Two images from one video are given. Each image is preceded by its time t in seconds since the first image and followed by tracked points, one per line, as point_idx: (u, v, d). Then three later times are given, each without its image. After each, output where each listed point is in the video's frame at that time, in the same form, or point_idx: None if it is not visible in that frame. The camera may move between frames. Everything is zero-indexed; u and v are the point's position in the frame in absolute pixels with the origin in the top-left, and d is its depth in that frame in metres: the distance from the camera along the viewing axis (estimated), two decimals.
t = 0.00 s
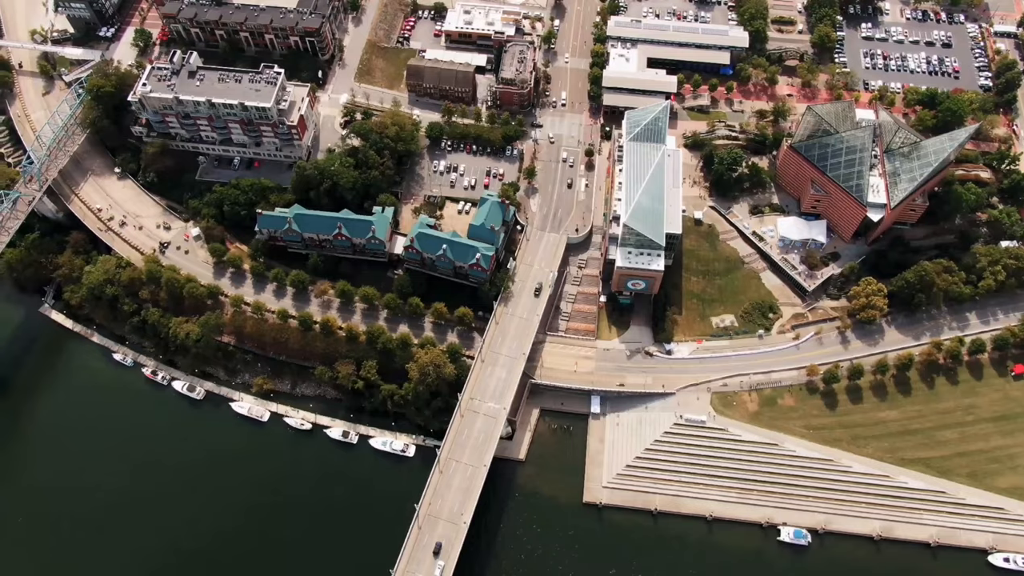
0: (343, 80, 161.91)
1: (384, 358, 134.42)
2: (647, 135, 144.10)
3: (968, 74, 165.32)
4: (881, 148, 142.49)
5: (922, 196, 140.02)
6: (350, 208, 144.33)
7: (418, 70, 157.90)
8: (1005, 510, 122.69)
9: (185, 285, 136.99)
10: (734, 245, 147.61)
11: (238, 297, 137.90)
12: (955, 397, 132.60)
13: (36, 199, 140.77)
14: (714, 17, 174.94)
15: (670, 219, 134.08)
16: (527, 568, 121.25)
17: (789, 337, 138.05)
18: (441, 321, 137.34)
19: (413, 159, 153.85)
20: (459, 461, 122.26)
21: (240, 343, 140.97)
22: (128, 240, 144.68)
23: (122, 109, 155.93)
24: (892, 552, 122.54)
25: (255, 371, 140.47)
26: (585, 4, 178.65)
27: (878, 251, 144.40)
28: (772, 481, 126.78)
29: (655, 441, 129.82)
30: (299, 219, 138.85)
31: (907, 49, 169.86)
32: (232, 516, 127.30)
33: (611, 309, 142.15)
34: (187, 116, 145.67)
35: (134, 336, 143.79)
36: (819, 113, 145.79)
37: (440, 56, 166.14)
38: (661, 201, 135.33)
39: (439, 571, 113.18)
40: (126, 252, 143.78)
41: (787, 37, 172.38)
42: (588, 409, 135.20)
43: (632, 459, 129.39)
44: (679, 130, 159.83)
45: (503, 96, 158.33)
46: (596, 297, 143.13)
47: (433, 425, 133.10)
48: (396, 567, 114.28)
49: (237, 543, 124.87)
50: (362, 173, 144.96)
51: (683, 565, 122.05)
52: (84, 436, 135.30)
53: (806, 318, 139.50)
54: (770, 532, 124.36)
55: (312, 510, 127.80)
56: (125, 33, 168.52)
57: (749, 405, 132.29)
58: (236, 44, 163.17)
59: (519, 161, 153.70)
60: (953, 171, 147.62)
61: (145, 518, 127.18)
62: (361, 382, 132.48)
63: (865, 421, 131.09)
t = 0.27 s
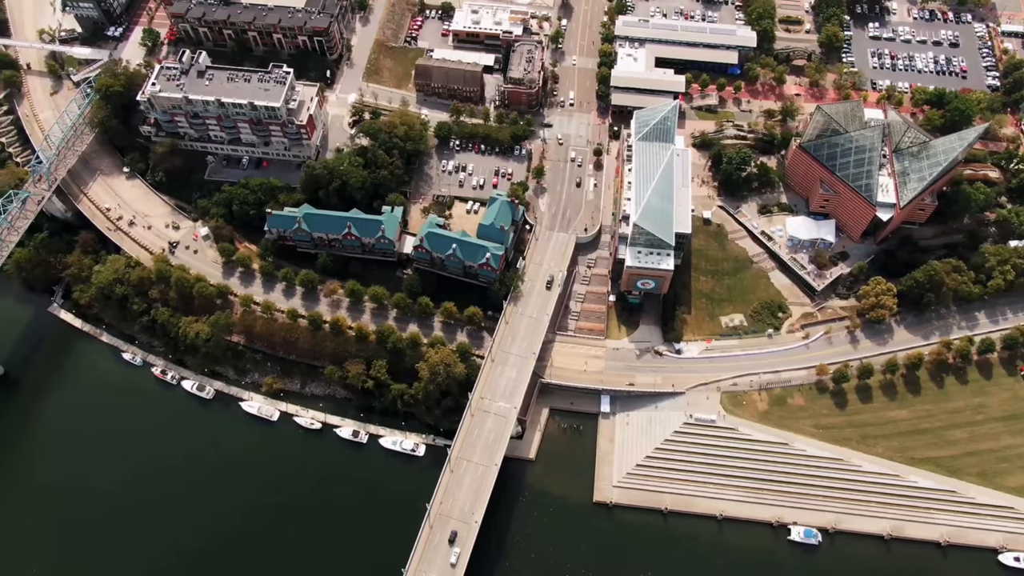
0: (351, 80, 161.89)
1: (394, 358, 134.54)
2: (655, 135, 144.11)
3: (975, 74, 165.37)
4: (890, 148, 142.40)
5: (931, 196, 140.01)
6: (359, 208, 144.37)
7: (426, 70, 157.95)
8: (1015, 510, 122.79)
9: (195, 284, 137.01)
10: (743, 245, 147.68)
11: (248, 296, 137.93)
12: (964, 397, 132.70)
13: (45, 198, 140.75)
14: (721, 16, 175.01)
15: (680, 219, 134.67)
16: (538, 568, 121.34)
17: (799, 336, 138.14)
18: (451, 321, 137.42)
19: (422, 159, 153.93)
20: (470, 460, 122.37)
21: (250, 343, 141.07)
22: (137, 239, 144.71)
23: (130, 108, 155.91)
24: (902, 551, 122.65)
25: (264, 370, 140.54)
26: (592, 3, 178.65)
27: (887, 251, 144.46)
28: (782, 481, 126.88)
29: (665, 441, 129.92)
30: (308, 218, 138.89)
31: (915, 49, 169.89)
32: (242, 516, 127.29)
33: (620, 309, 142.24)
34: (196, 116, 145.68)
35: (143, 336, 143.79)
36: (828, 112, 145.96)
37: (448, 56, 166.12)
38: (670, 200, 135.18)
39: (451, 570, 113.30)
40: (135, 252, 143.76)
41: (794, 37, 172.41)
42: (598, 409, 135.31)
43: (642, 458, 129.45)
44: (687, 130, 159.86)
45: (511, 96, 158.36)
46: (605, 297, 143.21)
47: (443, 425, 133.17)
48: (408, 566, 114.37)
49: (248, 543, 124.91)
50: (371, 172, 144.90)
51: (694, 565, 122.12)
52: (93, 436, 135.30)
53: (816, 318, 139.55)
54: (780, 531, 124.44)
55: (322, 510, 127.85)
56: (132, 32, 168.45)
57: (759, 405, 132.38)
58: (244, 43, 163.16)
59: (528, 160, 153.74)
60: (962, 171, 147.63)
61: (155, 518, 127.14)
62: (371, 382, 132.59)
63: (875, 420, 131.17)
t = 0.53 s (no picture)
0: (360, 79, 161.96)
1: (406, 357, 134.65)
2: (666, 134, 144.20)
3: (984, 73, 165.44)
4: (901, 147, 142.44)
5: (942, 195, 140.00)
6: (369, 207, 144.38)
7: (436, 69, 157.99)
8: None
9: (206, 284, 137.05)
10: (753, 244, 147.74)
11: (259, 295, 137.99)
12: (976, 396, 132.77)
13: (56, 197, 140.79)
14: (730, 16, 175.13)
15: (692, 218, 135.66)
16: (550, 566, 121.41)
17: (810, 335, 138.21)
18: (462, 320, 137.53)
19: (431, 158, 153.97)
20: (483, 459, 122.44)
21: (261, 342, 141.16)
22: (148, 239, 144.65)
23: (140, 108, 155.92)
24: (914, 550, 122.73)
25: (275, 370, 140.59)
26: (600, 3, 178.74)
27: (897, 250, 144.44)
28: (794, 480, 126.95)
29: (677, 440, 130.02)
30: (319, 218, 138.95)
31: (923, 48, 169.97)
32: (253, 516, 127.25)
33: (631, 308, 142.35)
34: (207, 115, 145.73)
35: (154, 336, 143.78)
36: (839, 112, 146.05)
37: (457, 55, 166.18)
38: (682, 199, 135.26)
39: (465, 569, 113.33)
40: (145, 251, 143.75)
41: (803, 36, 172.49)
42: (609, 408, 135.39)
43: (654, 458, 129.48)
44: (697, 129, 159.97)
45: (521, 95, 158.48)
46: (616, 296, 143.26)
47: (455, 424, 133.20)
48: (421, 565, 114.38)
49: (259, 543, 124.82)
50: (382, 171, 144.86)
51: (706, 564, 122.19)
52: (104, 436, 135.31)
53: (826, 317, 139.61)
54: (792, 530, 124.47)
55: (333, 510, 127.81)
56: (141, 32, 168.39)
57: (770, 404, 132.46)
58: (254, 43, 163.24)
59: (538, 159, 153.82)
60: (972, 170, 147.70)
61: (166, 518, 127.02)
62: (383, 381, 132.75)
63: (886, 419, 131.24)
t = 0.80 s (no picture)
0: (369, 79, 162.01)
1: (416, 356, 134.78)
2: (675, 134, 144.25)
3: (992, 72, 165.46)
4: (910, 146, 142.43)
5: (951, 194, 139.91)
6: (379, 207, 144.46)
7: (444, 69, 158.09)
8: None
9: (215, 283, 137.10)
10: (762, 244, 147.80)
11: (269, 295, 138.08)
12: (986, 395, 132.84)
13: (65, 196, 140.99)
14: (738, 15, 175.29)
15: (700, 218, 134.70)
16: (560, 566, 121.41)
17: (819, 335, 138.28)
18: (471, 319, 137.58)
19: (440, 158, 153.97)
20: (494, 458, 122.49)
21: (271, 342, 141.25)
22: (157, 238, 144.65)
23: (149, 107, 156.01)
24: (925, 550, 122.74)
25: (285, 369, 140.64)
26: (608, 2, 178.81)
27: (906, 250, 144.49)
28: (804, 479, 127.01)
29: (687, 439, 130.08)
30: (329, 217, 139.01)
31: (931, 48, 170.02)
32: (264, 516, 127.20)
33: (641, 307, 142.39)
34: (216, 115, 145.78)
35: (163, 335, 143.93)
36: (848, 111, 146.13)
37: (465, 54, 166.22)
38: (691, 198, 135.29)
39: (476, 568, 113.33)
40: (155, 250, 143.84)
41: (811, 36, 172.60)
42: (619, 407, 135.46)
43: (665, 457, 129.53)
44: (705, 129, 160.01)
45: (529, 95, 158.54)
46: (625, 295, 143.31)
47: (465, 423, 133.30)
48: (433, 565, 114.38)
49: (270, 543, 124.77)
50: (391, 171, 144.86)
51: (717, 563, 122.19)
52: (113, 435, 135.29)
53: (836, 316, 139.66)
54: (803, 529, 124.51)
55: (343, 510, 127.79)
56: (149, 31, 168.43)
57: (780, 403, 132.50)
58: (262, 42, 163.31)
59: (546, 159, 153.86)
60: (980, 169, 147.73)
61: (177, 518, 126.98)
62: (393, 380, 132.82)
63: (896, 418, 131.31)
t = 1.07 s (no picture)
0: (378, 78, 162.07)
1: (427, 356, 134.91)
2: (685, 133, 144.33)
3: (1001, 72, 165.48)
4: (921, 146, 142.47)
5: (962, 193, 139.87)
6: (389, 206, 144.49)
7: (454, 68, 158.19)
8: None
9: (226, 282, 137.11)
10: (773, 243, 147.84)
11: (280, 294, 138.12)
12: (997, 395, 132.92)
13: (75, 196, 141.10)
14: (746, 15, 175.40)
15: (711, 216, 134.76)
16: (573, 565, 121.44)
17: (830, 334, 138.37)
18: (482, 318, 137.62)
19: (450, 157, 153.95)
20: (506, 458, 122.55)
21: (282, 341, 141.32)
22: (168, 238, 144.64)
23: (159, 107, 156.07)
24: (937, 549, 122.77)
25: (296, 369, 140.67)
26: (616, 2, 178.90)
27: (917, 249, 144.51)
28: (816, 478, 127.09)
29: (699, 438, 130.13)
30: (340, 217, 139.01)
31: (940, 47, 170.13)
32: (275, 516, 127.13)
33: (652, 307, 142.43)
34: (226, 114, 145.77)
35: (174, 334, 144.06)
36: (859, 110, 146.30)
37: (474, 54, 166.26)
38: (702, 197, 135.33)
39: (490, 567, 113.41)
40: (165, 250, 143.89)
41: (819, 35, 172.68)
42: (631, 407, 135.53)
43: (676, 456, 129.63)
44: (714, 128, 160.04)
45: (539, 94, 158.62)
46: (636, 295, 143.32)
47: (477, 422, 133.38)
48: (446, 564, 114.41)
49: (281, 543, 124.66)
50: (401, 170, 144.84)
51: (729, 563, 122.18)
52: (124, 435, 135.20)
53: (846, 316, 139.70)
54: (814, 529, 124.60)
55: (354, 510, 127.70)
56: (159, 30, 168.41)
57: (792, 402, 132.55)
58: (271, 42, 163.33)
59: (556, 158, 153.88)
60: (991, 169, 147.71)
61: (187, 518, 126.83)
62: (405, 380, 132.88)
63: (908, 418, 131.37)
